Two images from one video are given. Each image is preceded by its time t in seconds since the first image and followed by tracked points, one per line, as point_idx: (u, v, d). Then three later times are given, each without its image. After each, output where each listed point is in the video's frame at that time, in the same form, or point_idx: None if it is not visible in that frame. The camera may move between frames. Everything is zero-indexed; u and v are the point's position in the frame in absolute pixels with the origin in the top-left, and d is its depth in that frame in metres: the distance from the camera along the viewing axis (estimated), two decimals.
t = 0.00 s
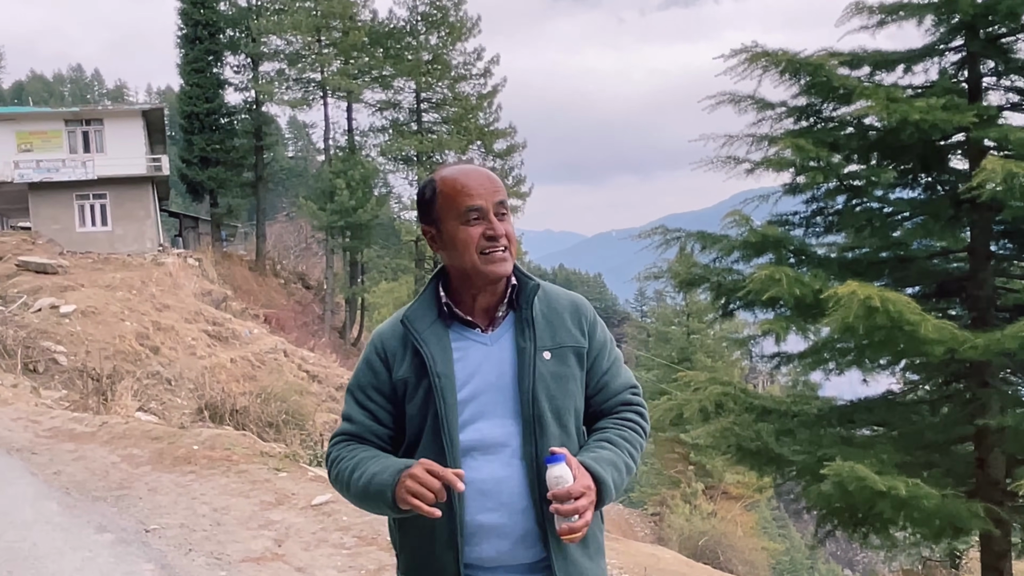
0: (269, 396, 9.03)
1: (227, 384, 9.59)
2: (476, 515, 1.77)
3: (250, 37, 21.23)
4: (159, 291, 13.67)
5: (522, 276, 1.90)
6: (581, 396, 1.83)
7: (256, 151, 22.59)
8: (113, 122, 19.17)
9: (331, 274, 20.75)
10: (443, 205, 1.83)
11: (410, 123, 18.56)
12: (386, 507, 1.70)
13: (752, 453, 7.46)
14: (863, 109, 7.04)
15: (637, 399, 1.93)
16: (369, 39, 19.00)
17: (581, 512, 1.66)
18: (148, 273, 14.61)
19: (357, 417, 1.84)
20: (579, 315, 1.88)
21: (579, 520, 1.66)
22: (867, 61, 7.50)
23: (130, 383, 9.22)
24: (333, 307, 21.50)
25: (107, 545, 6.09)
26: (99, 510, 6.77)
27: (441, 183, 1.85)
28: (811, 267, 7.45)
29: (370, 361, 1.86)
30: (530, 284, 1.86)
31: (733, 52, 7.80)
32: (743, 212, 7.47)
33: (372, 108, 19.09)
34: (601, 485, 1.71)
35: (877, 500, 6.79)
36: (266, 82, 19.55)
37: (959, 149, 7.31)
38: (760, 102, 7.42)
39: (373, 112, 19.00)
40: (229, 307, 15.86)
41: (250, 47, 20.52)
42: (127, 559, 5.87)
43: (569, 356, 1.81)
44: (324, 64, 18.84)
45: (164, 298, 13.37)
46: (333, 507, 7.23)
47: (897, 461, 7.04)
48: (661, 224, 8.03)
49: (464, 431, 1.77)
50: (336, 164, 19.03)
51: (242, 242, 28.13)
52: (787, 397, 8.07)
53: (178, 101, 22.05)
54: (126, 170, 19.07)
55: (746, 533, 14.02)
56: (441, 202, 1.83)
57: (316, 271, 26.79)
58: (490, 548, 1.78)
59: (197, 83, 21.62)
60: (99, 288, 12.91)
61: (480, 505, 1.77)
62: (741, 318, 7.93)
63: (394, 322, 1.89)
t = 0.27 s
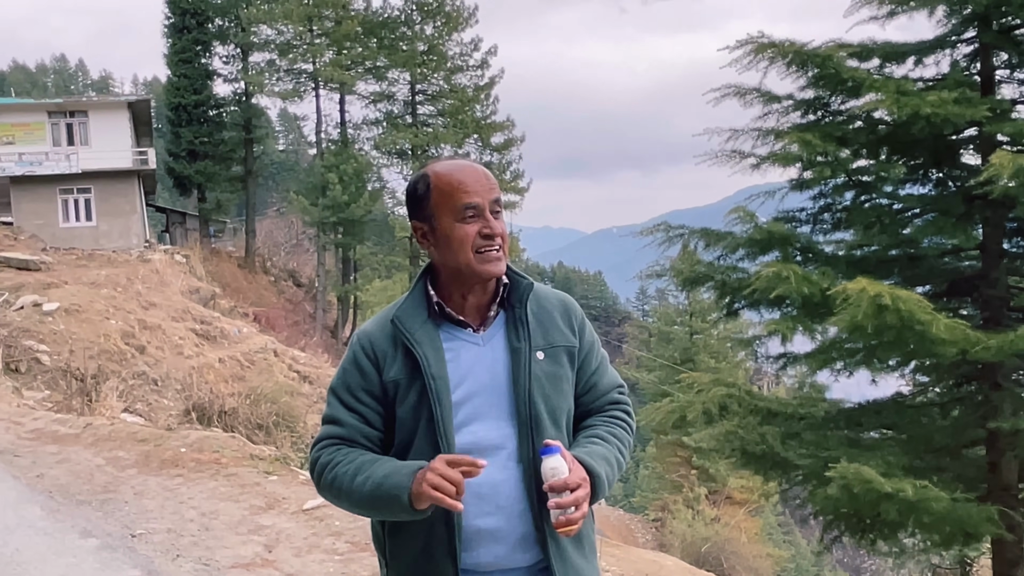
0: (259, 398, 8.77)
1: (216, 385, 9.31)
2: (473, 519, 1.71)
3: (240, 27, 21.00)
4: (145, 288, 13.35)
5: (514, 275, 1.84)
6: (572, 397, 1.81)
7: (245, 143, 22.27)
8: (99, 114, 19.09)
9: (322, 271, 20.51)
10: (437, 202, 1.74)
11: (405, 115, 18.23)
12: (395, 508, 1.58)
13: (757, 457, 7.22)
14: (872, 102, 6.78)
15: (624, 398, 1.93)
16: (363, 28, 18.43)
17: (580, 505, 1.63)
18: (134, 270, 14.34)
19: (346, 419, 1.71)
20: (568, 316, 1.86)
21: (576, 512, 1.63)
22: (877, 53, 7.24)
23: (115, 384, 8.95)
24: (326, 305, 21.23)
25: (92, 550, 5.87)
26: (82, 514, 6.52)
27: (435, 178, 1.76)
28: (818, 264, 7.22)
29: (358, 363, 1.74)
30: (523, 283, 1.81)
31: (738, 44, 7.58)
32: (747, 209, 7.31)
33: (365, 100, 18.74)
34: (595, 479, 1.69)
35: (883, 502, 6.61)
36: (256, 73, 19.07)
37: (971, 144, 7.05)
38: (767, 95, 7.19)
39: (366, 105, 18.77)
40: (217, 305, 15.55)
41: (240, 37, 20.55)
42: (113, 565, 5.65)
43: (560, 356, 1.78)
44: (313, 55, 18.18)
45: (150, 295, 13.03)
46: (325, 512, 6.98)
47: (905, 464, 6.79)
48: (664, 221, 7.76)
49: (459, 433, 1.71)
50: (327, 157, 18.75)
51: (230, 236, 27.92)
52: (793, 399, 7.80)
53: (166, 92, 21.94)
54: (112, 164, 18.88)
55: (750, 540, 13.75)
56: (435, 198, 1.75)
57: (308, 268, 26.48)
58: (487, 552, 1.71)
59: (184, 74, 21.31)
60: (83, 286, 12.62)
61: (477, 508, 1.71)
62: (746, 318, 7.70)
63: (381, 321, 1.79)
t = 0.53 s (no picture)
0: (244, 400, 8.50)
1: (200, 387, 9.03)
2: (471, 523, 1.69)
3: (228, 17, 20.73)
4: (127, 286, 13.04)
5: (501, 273, 1.84)
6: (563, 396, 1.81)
7: (231, 137, 22.03)
8: (79, 105, 18.83)
9: (311, 270, 20.24)
10: (431, 198, 1.72)
11: (395, 109, 17.36)
12: (401, 537, 1.56)
13: (758, 462, 6.99)
14: (878, 97, 6.56)
15: (610, 397, 1.94)
16: (353, 18, 17.60)
17: (577, 511, 1.63)
18: (115, 268, 14.06)
19: (336, 425, 1.68)
20: (555, 315, 1.87)
21: (574, 519, 1.64)
22: (883, 47, 7.01)
23: (95, 385, 8.69)
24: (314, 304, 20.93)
25: (72, 557, 5.64)
26: (62, 520, 6.28)
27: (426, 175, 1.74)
28: (822, 263, 6.98)
29: (345, 366, 1.70)
30: (512, 282, 1.81)
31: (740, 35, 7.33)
32: (750, 205, 7.01)
33: (354, 92, 17.99)
34: (590, 483, 1.70)
35: (889, 509, 6.35)
36: (243, 65, 19.16)
37: (979, 140, 6.79)
38: (769, 89, 6.97)
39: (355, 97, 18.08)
40: (202, 304, 15.23)
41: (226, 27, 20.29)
42: (94, 573, 5.42)
43: (550, 355, 1.78)
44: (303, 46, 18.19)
45: (132, 294, 12.71)
46: (313, 518, 6.73)
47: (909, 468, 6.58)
48: (663, 218, 7.53)
49: (453, 436, 1.69)
50: (315, 151, 18.46)
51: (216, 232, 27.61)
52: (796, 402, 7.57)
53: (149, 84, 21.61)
54: (91, 157, 18.56)
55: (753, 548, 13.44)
56: (430, 194, 1.72)
57: (295, 266, 26.15)
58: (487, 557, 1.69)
59: (168, 65, 21.08)
60: (64, 284, 12.31)
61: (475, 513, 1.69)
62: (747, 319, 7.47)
63: (366, 321, 1.75)
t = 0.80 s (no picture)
0: (224, 402, 8.29)
1: (179, 388, 8.80)
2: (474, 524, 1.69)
3: (206, 8, 20.29)
4: (104, 285, 12.80)
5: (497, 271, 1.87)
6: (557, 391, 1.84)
7: (211, 132, 21.80)
8: (55, 99, 18.48)
9: (292, 268, 20.13)
10: (444, 190, 1.74)
11: (381, 103, 17.48)
12: (410, 550, 1.54)
13: (751, 466, 6.82)
14: (874, 94, 6.38)
15: (596, 396, 1.99)
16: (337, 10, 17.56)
17: (585, 511, 1.67)
18: (91, 266, 13.87)
19: (328, 427, 1.63)
20: (545, 313, 1.91)
21: (583, 520, 1.67)
22: (880, 42, 6.84)
23: (71, 386, 8.49)
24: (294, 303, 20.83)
25: (47, 563, 5.45)
26: (35, 525, 6.07)
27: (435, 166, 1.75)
28: (817, 263, 6.78)
29: (339, 363, 1.66)
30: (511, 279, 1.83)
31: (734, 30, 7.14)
32: (744, 204, 6.86)
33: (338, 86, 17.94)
34: (593, 480, 1.73)
35: (884, 516, 6.18)
36: (224, 57, 18.95)
37: (978, 138, 6.61)
38: (764, 85, 6.79)
39: (340, 91, 18.07)
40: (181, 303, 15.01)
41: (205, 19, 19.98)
42: None
43: (545, 352, 1.81)
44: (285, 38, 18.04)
45: (109, 293, 12.47)
46: (295, 523, 6.53)
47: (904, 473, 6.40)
48: (655, 217, 7.37)
49: (454, 436, 1.69)
50: (297, 147, 18.27)
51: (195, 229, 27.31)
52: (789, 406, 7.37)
53: (126, 78, 21.32)
54: (67, 152, 18.41)
55: (743, 555, 13.26)
56: (446, 186, 1.74)
57: (276, 264, 25.84)
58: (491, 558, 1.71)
59: (146, 57, 20.78)
60: (39, 282, 12.07)
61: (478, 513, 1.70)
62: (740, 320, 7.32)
63: (358, 316, 1.72)
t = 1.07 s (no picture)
0: (196, 403, 8.17)
1: (150, 389, 8.66)
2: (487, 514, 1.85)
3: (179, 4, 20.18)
4: (74, 284, 12.64)
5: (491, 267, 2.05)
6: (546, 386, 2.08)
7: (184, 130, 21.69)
8: (24, 95, 18.54)
9: (266, 268, 20.01)
10: (463, 188, 1.87)
11: (357, 102, 17.65)
12: (442, 549, 1.63)
13: (729, 469, 6.76)
14: (852, 96, 6.33)
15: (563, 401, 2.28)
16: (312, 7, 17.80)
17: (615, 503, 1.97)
18: (61, 265, 13.70)
19: (349, 423, 1.68)
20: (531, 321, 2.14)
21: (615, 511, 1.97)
22: (859, 44, 6.79)
23: (39, 387, 8.34)
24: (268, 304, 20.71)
25: (14, 567, 5.34)
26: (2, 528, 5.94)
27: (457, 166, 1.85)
28: (796, 266, 6.74)
29: (358, 359, 1.71)
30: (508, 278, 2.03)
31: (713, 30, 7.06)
32: (723, 205, 6.81)
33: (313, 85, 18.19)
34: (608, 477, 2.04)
35: (861, 519, 6.13)
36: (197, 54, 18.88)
37: (955, 141, 6.62)
38: (743, 85, 6.73)
39: (315, 89, 18.24)
40: (152, 303, 14.85)
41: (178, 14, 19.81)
42: None
43: (537, 350, 2.06)
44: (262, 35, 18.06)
45: (79, 292, 12.30)
46: (268, 526, 6.42)
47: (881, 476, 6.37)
48: (634, 218, 7.31)
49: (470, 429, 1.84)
50: (272, 146, 18.19)
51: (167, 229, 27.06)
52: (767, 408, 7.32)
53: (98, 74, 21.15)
54: (40, 149, 18.30)
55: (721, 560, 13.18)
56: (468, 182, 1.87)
57: (249, 264, 25.67)
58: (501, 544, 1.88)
59: (118, 53, 20.65)
60: (8, 281, 11.88)
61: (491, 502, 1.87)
62: (719, 322, 7.24)
63: (370, 313, 1.79)
